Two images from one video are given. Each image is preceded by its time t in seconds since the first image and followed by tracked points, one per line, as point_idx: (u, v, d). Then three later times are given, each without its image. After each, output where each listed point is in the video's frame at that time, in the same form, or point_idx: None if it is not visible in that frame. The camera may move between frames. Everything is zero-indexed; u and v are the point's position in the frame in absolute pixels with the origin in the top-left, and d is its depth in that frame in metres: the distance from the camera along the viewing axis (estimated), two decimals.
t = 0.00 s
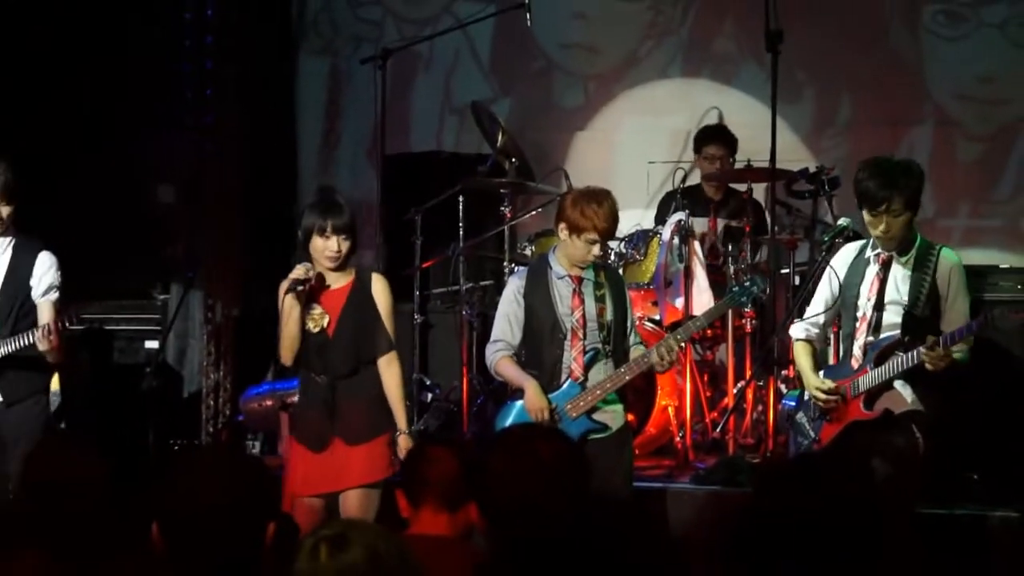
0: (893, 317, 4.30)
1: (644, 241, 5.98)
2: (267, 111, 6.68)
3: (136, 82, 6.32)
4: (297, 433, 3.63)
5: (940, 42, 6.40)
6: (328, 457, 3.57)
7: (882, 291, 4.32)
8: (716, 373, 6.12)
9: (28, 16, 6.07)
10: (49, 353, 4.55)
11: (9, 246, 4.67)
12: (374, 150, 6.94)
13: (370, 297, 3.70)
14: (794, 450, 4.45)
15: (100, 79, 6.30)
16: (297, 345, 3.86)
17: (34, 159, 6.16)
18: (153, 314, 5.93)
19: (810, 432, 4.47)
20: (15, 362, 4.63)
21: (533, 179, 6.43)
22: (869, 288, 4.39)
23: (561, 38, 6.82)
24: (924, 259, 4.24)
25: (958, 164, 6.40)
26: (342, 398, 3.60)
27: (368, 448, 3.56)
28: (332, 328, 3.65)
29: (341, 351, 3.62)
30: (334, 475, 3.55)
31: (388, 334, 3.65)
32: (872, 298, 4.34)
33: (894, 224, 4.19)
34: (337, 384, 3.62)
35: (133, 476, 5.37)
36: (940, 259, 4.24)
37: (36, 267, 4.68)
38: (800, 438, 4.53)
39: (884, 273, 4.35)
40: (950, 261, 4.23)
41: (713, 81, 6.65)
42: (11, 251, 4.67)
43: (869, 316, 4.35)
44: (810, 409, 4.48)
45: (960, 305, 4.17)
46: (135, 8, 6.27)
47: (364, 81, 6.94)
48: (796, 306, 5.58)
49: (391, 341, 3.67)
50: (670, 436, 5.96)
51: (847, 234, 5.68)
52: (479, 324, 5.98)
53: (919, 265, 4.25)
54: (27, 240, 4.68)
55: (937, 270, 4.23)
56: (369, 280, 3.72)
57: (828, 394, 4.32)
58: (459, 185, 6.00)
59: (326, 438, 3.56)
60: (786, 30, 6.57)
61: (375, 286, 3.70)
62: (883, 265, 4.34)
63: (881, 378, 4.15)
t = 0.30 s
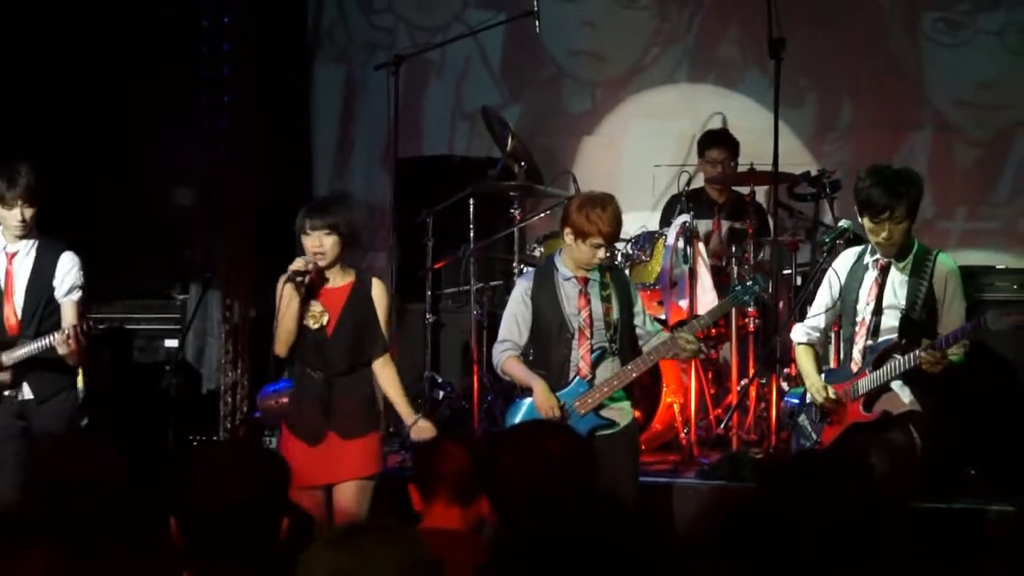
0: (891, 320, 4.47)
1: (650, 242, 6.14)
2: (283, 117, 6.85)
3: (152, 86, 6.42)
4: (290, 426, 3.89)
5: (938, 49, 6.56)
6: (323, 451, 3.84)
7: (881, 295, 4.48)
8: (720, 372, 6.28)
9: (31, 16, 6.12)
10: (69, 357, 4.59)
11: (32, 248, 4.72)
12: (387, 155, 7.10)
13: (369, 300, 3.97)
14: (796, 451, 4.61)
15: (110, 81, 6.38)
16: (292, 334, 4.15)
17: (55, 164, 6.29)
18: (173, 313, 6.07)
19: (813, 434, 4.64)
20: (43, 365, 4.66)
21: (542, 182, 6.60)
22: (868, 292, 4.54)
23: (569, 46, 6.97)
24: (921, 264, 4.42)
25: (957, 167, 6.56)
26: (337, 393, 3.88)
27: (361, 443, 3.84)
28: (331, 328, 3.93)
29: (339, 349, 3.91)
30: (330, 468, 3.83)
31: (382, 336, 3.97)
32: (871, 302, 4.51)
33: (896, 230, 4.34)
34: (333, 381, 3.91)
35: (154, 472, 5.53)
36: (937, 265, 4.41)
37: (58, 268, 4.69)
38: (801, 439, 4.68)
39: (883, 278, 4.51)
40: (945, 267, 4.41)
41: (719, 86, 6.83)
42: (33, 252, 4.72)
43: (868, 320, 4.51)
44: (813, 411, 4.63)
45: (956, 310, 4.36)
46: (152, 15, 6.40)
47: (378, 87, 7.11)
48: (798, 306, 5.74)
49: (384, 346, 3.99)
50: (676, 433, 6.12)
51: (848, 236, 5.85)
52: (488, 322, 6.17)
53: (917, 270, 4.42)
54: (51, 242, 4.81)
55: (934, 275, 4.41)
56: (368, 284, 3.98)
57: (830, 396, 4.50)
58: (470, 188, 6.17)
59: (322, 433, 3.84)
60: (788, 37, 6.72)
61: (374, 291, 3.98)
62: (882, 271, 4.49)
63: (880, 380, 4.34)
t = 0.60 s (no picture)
0: (885, 330, 4.68)
1: (654, 245, 6.37)
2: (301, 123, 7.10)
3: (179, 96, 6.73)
4: (295, 418, 4.34)
5: (935, 57, 6.78)
6: (327, 445, 4.29)
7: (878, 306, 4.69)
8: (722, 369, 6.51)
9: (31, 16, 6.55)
10: (99, 357, 4.85)
11: (67, 249, 5.03)
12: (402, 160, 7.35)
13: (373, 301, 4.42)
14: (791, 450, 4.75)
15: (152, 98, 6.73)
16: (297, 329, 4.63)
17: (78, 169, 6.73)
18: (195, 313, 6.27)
19: (808, 437, 4.78)
20: (74, 362, 4.98)
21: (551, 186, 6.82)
22: (866, 303, 4.75)
23: (577, 55, 7.20)
24: (917, 275, 4.64)
25: (953, 172, 6.78)
26: (340, 390, 4.33)
27: (362, 439, 4.28)
28: (336, 328, 4.39)
29: (343, 349, 4.37)
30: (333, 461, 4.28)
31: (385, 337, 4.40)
32: (868, 312, 4.72)
33: (894, 243, 4.58)
34: (336, 378, 4.36)
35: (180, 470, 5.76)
36: (931, 278, 4.62)
37: (92, 268, 5.01)
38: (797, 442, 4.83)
39: (880, 290, 4.71)
40: (939, 280, 4.62)
41: (721, 93, 7.05)
42: (69, 253, 5.04)
43: (864, 329, 4.74)
44: (810, 414, 4.78)
45: (949, 316, 4.56)
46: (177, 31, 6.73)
47: (393, 95, 7.35)
48: (798, 305, 5.96)
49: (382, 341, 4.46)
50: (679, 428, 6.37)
51: (845, 236, 6.06)
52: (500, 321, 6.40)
53: (913, 280, 4.64)
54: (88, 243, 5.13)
55: (929, 285, 4.62)
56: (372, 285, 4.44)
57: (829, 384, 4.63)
58: (481, 192, 6.40)
59: (324, 428, 4.29)
60: (788, 46, 6.93)
61: (380, 293, 4.43)
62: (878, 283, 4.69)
63: (872, 384, 4.54)
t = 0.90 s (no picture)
0: (877, 326, 5.00)
1: (657, 246, 6.56)
2: (317, 131, 7.40)
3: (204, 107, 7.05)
4: (313, 413, 4.65)
5: (926, 68, 7.07)
6: (341, 438, 4.59)
7: (870, 303, 5.02)
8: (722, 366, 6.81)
9: (31, 17, 7.02)
10: (141, 348, 5.20)
11: (114, 252, 5.46)
12: (416, 166, 7.65)
13: (384, 302, 4.74)
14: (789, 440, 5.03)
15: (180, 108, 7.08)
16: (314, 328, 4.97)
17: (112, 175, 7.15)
18: (218, 311, 6.59)
19: (804, 428, 5.06)
20: (121, 356, 5.37)
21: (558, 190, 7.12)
22: (860, 300, 5.07)
23: (584, 67, 7.51)
24: (909, 273, 4.96)
25: (943, 177, 7.07)
26: (354, 386, 4.63)
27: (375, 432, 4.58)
28: (350, 328, 4.71)
29: (357, 348, 4.68)
30: (347, 454, 4.58)
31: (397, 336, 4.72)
32: (861, 309, 5.04)
33: (886, 241, 4.96)
34: (349, 376, 4.65)
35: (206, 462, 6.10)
36: (922, 277, 4.94)
37: (137, 270, 5.43)
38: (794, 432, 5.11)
39: (873, 287, 5.04)
40: (931, 280, 4.94)
41: (721, 103, 7.35)
42: (116, 256, 5.47)
43: (856, 324, 5.05)
44: (806, 405, 5.05)
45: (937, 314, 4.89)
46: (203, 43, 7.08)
47: (407, 105, 7.66)
48: (794, 305, 6.24)
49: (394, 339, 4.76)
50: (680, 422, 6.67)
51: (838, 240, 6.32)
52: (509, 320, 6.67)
53: (905, 278, 4.96)
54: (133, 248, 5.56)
55: (921, 283, 4.94)
56: (383, 285, 4.76)
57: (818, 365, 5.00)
58: (491, 196, 6.70)
59: (338, 422, 4.59)
60: (786, 56, 7.22)
61: (390, 291, 4.75)
62: (872, 280, 5.04)
63: (867, 378, 4.80)
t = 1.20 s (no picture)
0: (876, 312, 5.23)
1: (660, 248, 6.88)
2: (336, 138, 7.73)
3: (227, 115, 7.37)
4: (335, 408, 4.91)
5: (920, 78, 7.35)
6: (360, 432, 4.85)
7: (868, 290, 5.24)
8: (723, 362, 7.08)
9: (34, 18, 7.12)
10: (183, 342, 5.71)
11: (156, 255, 5.97)
12: (430, 172, 7.98)
13: (401, 301, 4.97)
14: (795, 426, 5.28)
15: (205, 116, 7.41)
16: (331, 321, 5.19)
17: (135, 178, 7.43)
18: (241, 311, 6.89)
19: (808, 413, 5.31)
20: (163, 351, 5.89)
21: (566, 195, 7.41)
22: (856, 286, 5.29)
23: (591, 77, 7.81)
24: (904, 262, 5.22)
25: (936, 181, 7.36)
26: (372, 382, 4.87)
27: (394, 426, 4.83)
28: (368, 327, 4.92)
29: (375, 347, 4.90)
30: (367, 446, 4.84)
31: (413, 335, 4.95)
32: (859, 295, 5.26)
33: (881, 225, 5.19)
34: (368, 373, 4.89)
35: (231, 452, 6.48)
36: (916, 263, 5.22)
37: (177, 272, 5.95)
38: (798, 417, 5.37)
39: (870, 274, 5.26)
40: (925, 265, 5.22)
41: (723, 111, 7.65)
42: (157, 259, 5.98)
43: (855, 310, 5.27)
44: (809, 391, 5.30)
45: (932, 301, 5.19)
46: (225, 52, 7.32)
47: (422, 115, 7.98)
48: (792, 304, 6.51)
49: (410, 338, 4.97)
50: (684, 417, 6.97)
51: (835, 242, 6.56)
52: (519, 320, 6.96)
53: (900, 266, 5.22)
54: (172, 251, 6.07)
55: (916, 270, 5.22)
56: (398, 285, 4.98)
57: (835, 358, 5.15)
58: (501, 200, 7.00)
59: (358, 417, 4.85)
60: (784, 66, 7.52)
61: (407, 292, 4.96)
62: (867, 266, 5.24)
63: (864, 368, 5.06)
